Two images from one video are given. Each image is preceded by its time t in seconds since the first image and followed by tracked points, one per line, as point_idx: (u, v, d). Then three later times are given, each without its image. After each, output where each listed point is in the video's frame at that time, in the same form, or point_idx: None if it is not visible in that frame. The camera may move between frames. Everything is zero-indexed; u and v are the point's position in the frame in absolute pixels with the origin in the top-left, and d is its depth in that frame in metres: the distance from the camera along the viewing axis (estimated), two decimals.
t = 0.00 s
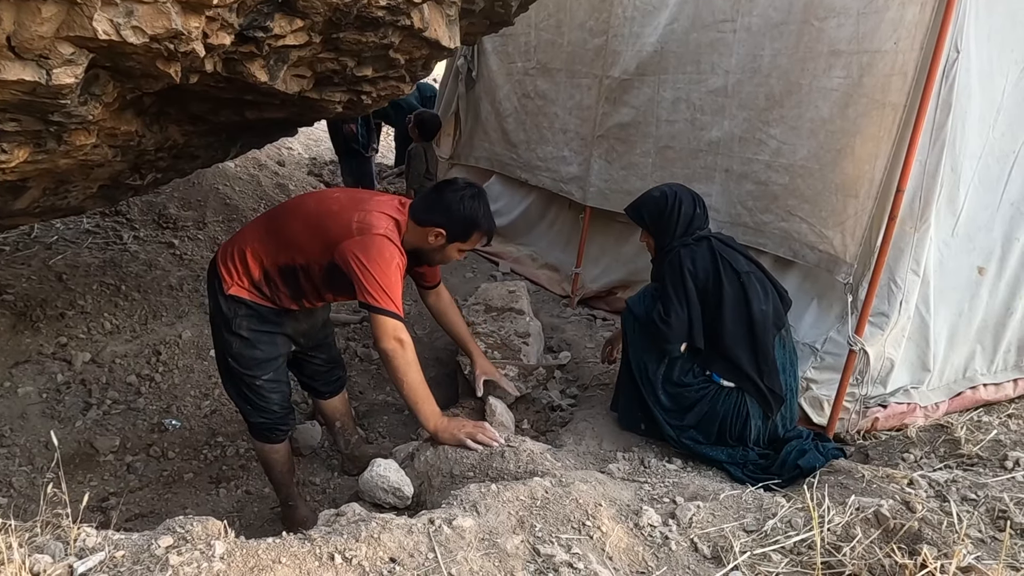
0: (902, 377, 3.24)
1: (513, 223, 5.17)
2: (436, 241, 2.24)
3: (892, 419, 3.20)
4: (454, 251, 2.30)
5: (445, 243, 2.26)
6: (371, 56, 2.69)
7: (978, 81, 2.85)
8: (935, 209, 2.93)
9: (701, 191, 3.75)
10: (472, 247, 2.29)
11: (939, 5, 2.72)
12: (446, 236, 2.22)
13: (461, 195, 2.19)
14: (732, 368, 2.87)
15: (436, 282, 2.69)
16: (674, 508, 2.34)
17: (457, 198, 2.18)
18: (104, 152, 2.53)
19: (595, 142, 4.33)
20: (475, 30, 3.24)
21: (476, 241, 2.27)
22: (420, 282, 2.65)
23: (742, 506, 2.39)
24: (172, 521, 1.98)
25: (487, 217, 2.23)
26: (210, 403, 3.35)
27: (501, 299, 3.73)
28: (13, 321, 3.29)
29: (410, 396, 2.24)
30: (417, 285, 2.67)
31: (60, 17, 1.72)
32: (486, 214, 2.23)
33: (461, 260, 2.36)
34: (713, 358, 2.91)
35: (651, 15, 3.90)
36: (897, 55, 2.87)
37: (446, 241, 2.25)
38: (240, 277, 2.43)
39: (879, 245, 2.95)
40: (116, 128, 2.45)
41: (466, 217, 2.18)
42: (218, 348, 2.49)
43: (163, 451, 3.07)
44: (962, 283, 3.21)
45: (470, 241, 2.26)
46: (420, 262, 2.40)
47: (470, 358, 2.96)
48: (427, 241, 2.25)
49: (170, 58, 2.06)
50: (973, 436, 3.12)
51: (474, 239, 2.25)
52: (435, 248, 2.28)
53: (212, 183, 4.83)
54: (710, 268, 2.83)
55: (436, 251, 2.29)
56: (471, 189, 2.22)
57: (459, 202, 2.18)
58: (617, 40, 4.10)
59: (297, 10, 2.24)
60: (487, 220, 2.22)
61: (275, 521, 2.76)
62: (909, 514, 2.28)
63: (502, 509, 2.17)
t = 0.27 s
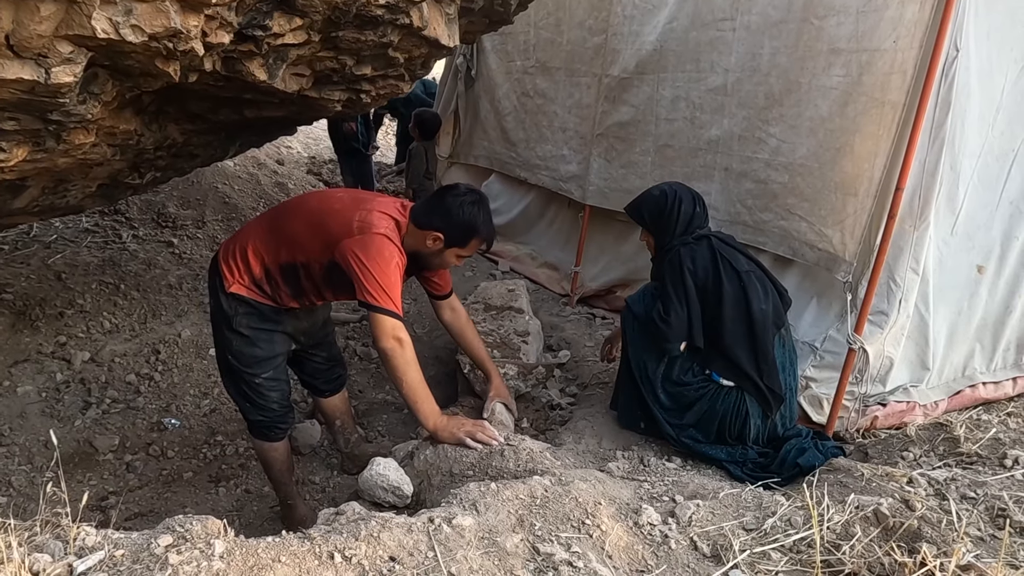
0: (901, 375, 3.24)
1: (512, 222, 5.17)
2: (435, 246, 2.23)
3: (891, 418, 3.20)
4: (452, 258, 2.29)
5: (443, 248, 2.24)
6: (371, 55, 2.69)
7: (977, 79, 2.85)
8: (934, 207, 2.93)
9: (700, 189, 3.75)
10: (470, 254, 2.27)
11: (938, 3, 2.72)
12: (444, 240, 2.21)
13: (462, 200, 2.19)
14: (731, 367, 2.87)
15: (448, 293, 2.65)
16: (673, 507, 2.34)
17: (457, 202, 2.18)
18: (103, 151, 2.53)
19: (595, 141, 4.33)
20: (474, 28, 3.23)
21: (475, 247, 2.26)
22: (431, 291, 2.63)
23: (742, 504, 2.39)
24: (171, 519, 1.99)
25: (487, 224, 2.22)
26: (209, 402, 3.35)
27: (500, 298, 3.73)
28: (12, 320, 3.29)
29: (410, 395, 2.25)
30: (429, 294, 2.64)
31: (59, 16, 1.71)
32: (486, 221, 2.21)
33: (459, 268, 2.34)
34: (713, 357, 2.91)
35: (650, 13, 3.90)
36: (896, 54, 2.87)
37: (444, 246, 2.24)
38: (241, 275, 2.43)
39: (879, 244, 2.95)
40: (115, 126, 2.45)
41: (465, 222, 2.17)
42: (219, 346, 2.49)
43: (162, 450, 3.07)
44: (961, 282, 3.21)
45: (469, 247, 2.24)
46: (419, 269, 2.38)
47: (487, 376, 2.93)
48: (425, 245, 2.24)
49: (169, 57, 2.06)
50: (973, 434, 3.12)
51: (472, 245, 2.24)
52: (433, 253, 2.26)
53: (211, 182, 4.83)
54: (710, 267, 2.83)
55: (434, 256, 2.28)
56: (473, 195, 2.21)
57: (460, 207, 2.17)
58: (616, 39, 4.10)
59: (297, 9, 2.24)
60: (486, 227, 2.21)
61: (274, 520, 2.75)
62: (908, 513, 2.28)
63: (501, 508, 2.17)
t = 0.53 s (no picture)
0: (898, 374, 3.25)
1: (510, 220, 5.17)
2: (431, 245, 2.23)
3: (888, 416, 3.21)
4: (449, 257, 2.29)
5: (439, 248, 2.24)
6: (368, 54, 2.69)
7: (974, 78, 2.85)
8: (931, 206, 2.93)
9: (698, 188, 3.75)
10: (468, 254, 2.27)
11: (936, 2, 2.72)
12: (440, 240, 2.21)
13: (459, 200, 2.18)
14: (729, 366, 2.88)
15: (446, 292, 2.66)
16: (670, 505, 2.34)
17: (454, 202, 2.18)
18: (100, 149, 2.52)
19: (593, 139, 4.33)
20: (472, 27, 3.23)
21: (472, 248, 2.25)
22: (428, 290, 2.63)
23: (739, 502, 2.39)
24: (169, 518, 1.99)
25: (484, 224, 2.22)
26: (207, 401, 3.34)
27: (498, 297, 3.74)
28: (9, 319, 3.28)
29: (407, 394, 2.25)
30: (426, 293, 2.64)
31: (55, 15, 1.71)
32: (484, 221, 2.21)
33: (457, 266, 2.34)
34: (710, 356, 2.91)
35: (648, 12, 3.90)
36: (894, 53, 2.87)
37: (441, 246, 2.24)
38: (240, 273, 2.43)
39: (876, 243, 2.95)
40: (112, 125, 2.44)
41: (460, 222, 2.17)
42: (218, 343, 2.49)
43: (160, 449, 3.07)
44: (958, 280, 3.21)
45: (466, 247, 2.24)
46: (417, 268, 2.39)
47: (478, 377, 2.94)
48: (422, 244, 2.25)
49: (166, 55, 2.05)
50: (969, 432, 3.13)
51: (469, 245, 2.24)
52: (430, 252, 2.27)
53: (209, 180, 4.82)
54: (707, 266, 2.83)
55: (431, 255, 2.28)
56: (471, 195, 2.21)
57: (456, 206, 2.17)
58: (614, 37, 4.10)
59: (294, 8, 2.24)
60: (483, 227, 2.21)
61: (272, 519, 2.76)
62: (905, 510, 2.29)
63: (499, 506, 2.17)
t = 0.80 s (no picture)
0: (896, 371, 3.25)
1: (509, 218, 5.17)
2: (429, 244, 2.23)
3: (886, 413, 3.22)
4: (447, 256, 2.28)
5: (437, 247, 2.24)
6: (366, 52, 2.68)
7: (972, 75, 2.85)
8: (930, 204, 2.94)
9: (696, 186, 3.75)
10: (466, 254, 2.27)
11: None
12: (438, 239, 2.21)
13: (458, 199, 2.18)
14: (727, 364, 2.88)
15: (449, 283, 2.67)
16: (669, 503, 2.34)
17: (453, 201, 2.17)
18: (97, 148, 2.52)
19: (591, 137, 4.33)
20: (470, 24, 3.23)
21: (470, 247, 2.25)
22: (432, 283, 2.65)
23: (737, 500, 2.40)
24: (167, 517, 1.99)
25: (482, 224, 2.21)
26: (206, 399, 3.34)
27: (496, 295, 3.74)
28: (7, 318, 3.28)
29: (405, 392, 2.25)
30: (430, 285, 2.66)
31: (53, 12, 1.70)
32: (482, 221, 2.20)
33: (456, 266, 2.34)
34: (708, 355, 2.91)
35: (646, 10, 3.89)
36: (892, 51, 2.87)
37: (439, 245, 2.24)
38: (240, 271, 2.43)
39: (874, 240, 2.96)
40: (109, 123, 2.44)
41: (459, 221, 2.17)
42: (218, 341, 2.49)
43: (158, 447, 3.07)
44: (956, 278, 3.22)
45: (464, 247, 2.24)
46: (415, 267, 2.39)
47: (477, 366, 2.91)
48: (420, 243, 2.24)
49: (164, 53, 2.05)
50: (967, 430, 3.14)
51: (467, 245, 2.23)
52: (428, 251, 2.27)
53: (207, 179, 4.81)
54: (705, 264, 2.84)
55: (429, 255, 2.28)
56: (470, 195, 2.21)
57: (454, 205, 2.17)
58: (612, 35, 4.10)
59: (292, 6, 2.23)
60: (481, 227, 2.20)
61: (271, 517, 2.76)
62: (903, 508, 2.29)
63: (497, 504, 2.17)
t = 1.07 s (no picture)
0: (896, 370, 3.26)
1: (508, 217, 5.17)
2: (433, 243, 2.23)
3: (885, 412, 3.22)
4: (451, 255, 2.29)
5: (441, 246, 2.25)
6: (366, 51, 2.68)
7: (972, 74, 2.85)
8: (929, 202, 2.94)
9: (696, 185, 3.75)
10: (470, 252, 2.27)
11: None
12: (441, 238, 2.21)
13: (461, 198, 2.18)
14: (727, 363, 2.88)
15: (460, 278, 2.69)
16: (669, 502, 2.35)
17: (456, 200, 2.17)
18: (97, 147, 2.52)
19: (590, 136, 4.33)
20: (470, 24, 3.23)
21: (474, 246, 2.25)
22: (444, 279, 2.66)
23: (737, 498, 2.40)
24: (167, 516, 1.99)
25: (486, 223, 2.21)
26: (206, 399, 3.34)
27: (496, 294, 3.74)
28: (7, 317, 3.28)
29: (406, 390, 2.25)
30: (441, 282, 2.68)
31: (52, 12, 1.70)
32: (485, 220, 2.20)
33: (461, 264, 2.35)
34: (708, 353, 2.92)
35: (645, 8, 3.89)
36: (891, 49, 2.87)
37: (443, 243, 2.24)
38: (243, 270, 2.43)
39: (874, 239, 2.96)
40: (109, 123, 2.44)
41: (462, 221, 2.17)
42: (221, 340, 2.49)
43: (159, 447, 3.07)
44: (955, 276, 3.22)
45: (467, 246, 2.24)
46: (420, 266, 2.39)
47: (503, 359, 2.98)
48: (424, 242, 2.25)
49: (163, 53, 2.05)
50: (967, 428, 3.14)
51: (470, 244, 2.23)
52: (432, 250, 2.27)
53: (206, 178, 4.81)
54: (705, 263, 2.84)
55: (433, 253, 2.28)
56: (473, 193, 2.21)
57: (458, 205, 2.17)
58: (612, 34, 4.10)
59: (291, 5, 2.23)
60: (484, 226, 2.21)
61: (271, 516, 2.76)
62: (902, 506, 2.30)
63: (498, 503, 2.18)
